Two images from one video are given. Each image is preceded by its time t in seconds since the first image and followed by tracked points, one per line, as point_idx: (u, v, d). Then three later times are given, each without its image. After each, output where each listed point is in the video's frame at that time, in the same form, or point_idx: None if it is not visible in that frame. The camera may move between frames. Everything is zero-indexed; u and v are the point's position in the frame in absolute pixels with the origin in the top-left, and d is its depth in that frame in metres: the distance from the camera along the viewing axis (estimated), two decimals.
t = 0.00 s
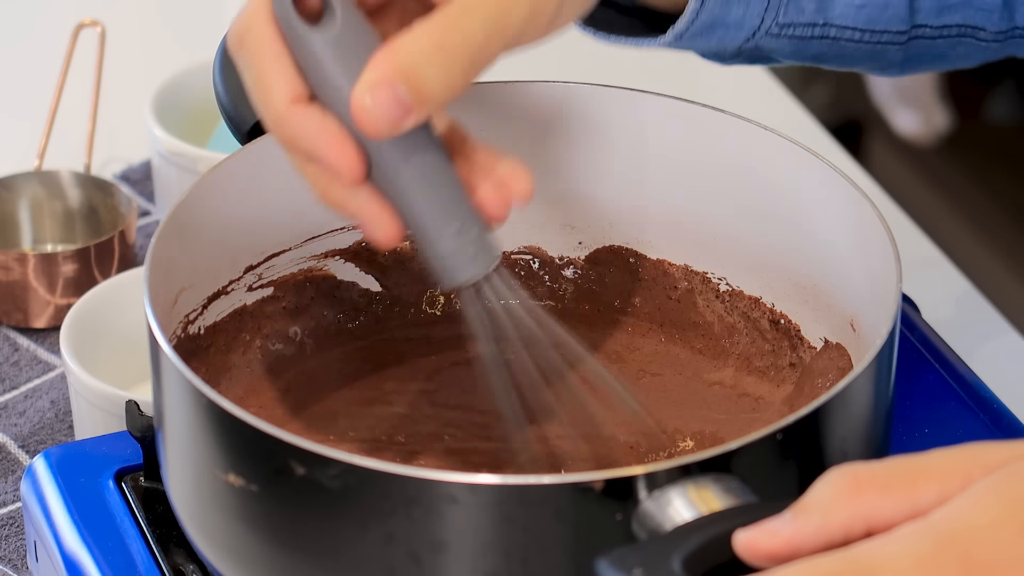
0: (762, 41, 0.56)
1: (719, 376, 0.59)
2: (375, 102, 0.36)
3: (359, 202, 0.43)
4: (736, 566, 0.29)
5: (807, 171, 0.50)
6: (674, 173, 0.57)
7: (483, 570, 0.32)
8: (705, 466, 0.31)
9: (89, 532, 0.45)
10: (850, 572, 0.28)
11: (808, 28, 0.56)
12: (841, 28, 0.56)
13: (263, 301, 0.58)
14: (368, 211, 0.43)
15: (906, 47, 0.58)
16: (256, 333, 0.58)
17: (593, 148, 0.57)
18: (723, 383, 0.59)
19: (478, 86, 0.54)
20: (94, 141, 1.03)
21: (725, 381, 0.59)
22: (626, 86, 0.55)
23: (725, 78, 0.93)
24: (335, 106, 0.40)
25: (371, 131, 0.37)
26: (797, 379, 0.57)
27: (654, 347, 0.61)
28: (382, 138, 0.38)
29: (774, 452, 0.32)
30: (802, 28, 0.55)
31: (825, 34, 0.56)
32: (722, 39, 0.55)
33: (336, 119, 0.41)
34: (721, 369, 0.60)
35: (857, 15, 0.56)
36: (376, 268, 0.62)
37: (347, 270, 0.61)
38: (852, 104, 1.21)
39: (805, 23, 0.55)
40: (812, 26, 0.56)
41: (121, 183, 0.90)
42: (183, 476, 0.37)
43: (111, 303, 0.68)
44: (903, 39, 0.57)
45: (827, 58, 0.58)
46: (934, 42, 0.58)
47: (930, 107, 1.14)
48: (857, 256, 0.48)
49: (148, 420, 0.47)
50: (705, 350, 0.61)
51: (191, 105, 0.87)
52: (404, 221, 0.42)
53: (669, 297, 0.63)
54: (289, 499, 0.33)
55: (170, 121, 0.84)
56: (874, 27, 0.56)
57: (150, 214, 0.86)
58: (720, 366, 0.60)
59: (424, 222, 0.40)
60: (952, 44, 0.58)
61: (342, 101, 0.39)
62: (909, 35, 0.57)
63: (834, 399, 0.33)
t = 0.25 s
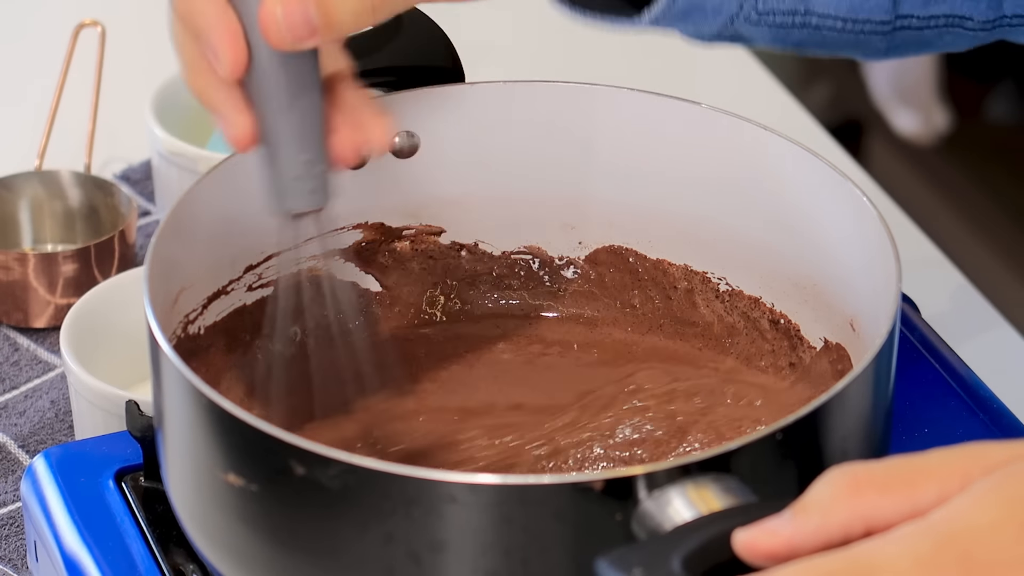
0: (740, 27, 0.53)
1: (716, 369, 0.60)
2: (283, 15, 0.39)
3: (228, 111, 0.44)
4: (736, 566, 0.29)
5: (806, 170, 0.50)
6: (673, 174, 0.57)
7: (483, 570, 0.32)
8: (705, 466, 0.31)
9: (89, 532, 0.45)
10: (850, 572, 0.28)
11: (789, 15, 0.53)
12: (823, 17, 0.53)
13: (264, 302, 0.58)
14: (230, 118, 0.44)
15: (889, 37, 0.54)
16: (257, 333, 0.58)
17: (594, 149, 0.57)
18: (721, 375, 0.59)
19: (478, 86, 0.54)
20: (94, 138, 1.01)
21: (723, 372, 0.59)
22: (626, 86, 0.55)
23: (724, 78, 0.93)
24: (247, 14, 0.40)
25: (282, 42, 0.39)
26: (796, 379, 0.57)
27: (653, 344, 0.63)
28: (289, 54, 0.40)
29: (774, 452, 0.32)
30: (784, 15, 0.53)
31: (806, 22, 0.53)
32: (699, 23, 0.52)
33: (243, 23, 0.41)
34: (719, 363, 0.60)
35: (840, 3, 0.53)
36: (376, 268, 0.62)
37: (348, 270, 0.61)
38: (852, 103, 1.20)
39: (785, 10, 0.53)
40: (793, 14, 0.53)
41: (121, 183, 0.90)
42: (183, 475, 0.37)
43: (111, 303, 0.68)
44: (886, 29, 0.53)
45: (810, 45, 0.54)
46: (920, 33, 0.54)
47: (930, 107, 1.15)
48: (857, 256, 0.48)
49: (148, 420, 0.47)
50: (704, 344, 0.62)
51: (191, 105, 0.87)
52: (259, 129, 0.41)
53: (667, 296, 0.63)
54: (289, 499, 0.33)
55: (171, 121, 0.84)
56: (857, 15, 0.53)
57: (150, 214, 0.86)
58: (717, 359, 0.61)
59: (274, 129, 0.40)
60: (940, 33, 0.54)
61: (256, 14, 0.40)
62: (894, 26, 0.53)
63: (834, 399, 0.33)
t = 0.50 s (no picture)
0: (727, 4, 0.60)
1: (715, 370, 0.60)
2: (408, 73, 0.42)
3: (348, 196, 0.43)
4: (737, 566, 0.29)
5: (806, 170, 0.50)
6: (673, 173, 0.57)
7: (483, 571, 0.32)
8: (705, 466, 0.31)
9: (89, 533, 0.45)
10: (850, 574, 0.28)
11: None
12: None
13: (263, 302, 0.58)
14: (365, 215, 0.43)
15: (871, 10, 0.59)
16: (256, 334, 0.58)
17: (594, 149, 0.57)
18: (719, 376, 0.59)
19: (478, 86, 0.54)
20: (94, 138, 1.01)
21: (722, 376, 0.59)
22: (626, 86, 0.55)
23: (725, 78, 0.93)
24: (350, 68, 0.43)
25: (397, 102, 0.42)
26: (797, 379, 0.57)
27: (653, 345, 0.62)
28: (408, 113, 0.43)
29: (774, 453, 0.32)
30: None
31: None
32: None
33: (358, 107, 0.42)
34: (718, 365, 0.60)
35: None
36: (376, 268, 0.62)
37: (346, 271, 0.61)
38: (852, 103, 1.21)
39: None
40: None
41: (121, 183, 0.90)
42: (182, 475, 0.37)
43: (111, 303, 0.68)
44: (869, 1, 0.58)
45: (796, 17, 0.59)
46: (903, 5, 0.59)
47: (930, 109, 1.14)
48: (857, 257, 0.48)
49: (148, 420, 0.47)
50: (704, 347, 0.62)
51: (191, 105, 0.87)
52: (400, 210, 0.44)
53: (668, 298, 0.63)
54: (289, 499, 0.33)
55: (171, 121, 0.84)
56: None
57: (150, 214, 0.86)
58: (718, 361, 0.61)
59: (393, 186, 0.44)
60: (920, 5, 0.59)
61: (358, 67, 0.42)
62: None
63: (834, 400, 0.33)
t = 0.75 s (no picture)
0: None
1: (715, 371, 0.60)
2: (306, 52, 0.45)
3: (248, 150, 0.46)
4: (736, 566, 0.29)
5: (806, 170, 0.50)
6: (673, 173, 0.57)
7: (483, 570, 0.32)
8: (705, 466, 0.31)
9: (89, 532, 0.45)
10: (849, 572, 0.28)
11: None
12: None
13: (263, 302, 0.58)
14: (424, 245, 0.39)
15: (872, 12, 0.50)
16: (257, 333, 0.58)
17: (593, 149, 0.57)
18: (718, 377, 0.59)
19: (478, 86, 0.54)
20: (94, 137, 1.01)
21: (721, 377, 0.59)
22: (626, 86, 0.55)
23: (725, 78, 0.93)
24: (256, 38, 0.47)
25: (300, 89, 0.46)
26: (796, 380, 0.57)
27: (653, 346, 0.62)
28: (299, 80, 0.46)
29: (774, 453, 0.32)
30: None
31: None
32: None
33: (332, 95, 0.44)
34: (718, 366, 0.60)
35: None
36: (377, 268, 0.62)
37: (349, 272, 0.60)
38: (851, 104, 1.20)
39: None
40: None
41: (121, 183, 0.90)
42: (183, 475, 0.37)
43: (111, 303, 0.68)
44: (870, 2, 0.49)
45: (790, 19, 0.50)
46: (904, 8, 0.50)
47: (930, 108, 1.16)
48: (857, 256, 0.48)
49: (148, 420, 0.47)
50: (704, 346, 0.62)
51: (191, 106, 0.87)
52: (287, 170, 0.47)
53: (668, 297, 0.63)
54: (289, 499, 0.33)
55: (171, 121, 0.84)
56: None
57: (150, 214, 0.86)
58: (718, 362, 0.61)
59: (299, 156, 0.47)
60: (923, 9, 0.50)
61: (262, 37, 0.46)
62: None
63: (834, 400, 0.33)
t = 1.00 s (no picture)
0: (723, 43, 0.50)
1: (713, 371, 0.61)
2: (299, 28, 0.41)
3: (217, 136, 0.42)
4: (737, 566, 0.29)
5: (807, 170, 0.50)
6: (673, 173, 0.57)
7: (483, 570, 0.32)
8: (705, 465, 0.31)
9: (89, 532, 0.45)
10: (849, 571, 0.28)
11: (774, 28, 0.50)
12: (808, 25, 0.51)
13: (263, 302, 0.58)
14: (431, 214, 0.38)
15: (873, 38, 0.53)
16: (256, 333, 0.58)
17: (593, 149, 0.57)
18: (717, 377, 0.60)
19: (478, 87, 0.54)
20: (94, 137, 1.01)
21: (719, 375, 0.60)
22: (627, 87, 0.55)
23: (725, 78, 0.93)
24: (256, 37, 0.37)
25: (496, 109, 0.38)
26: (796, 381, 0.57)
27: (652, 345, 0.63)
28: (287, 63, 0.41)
29: (774, 453, 0.32)
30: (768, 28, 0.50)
31: (791, 32, 0.51)
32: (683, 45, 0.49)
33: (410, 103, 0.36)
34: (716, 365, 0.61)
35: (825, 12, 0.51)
36: (376, 267, 0.62)
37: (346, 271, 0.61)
38: (852, 104, 1.20)
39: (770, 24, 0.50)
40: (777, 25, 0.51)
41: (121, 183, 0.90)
42: (182, 475, 0.37)
43: (111, 303, 0.68)
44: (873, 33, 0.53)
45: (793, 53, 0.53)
46: (906, 33, 0.54)
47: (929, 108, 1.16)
48: (856, 257, 0.48)
49: (148, 420, 0.47)
50: (702, 345, 0.62)
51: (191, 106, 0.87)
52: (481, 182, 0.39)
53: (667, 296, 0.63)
54: (289, 499, 0.33)
55: (171, 121, 0.84)
56: (841, 23, 0.52)
57: (150, 214, 0.86)
58: (715, 361, 0.61)
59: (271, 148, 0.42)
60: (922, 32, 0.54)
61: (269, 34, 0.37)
62: (879, 29, 0.53)
63: (834, 400, 0.33)
